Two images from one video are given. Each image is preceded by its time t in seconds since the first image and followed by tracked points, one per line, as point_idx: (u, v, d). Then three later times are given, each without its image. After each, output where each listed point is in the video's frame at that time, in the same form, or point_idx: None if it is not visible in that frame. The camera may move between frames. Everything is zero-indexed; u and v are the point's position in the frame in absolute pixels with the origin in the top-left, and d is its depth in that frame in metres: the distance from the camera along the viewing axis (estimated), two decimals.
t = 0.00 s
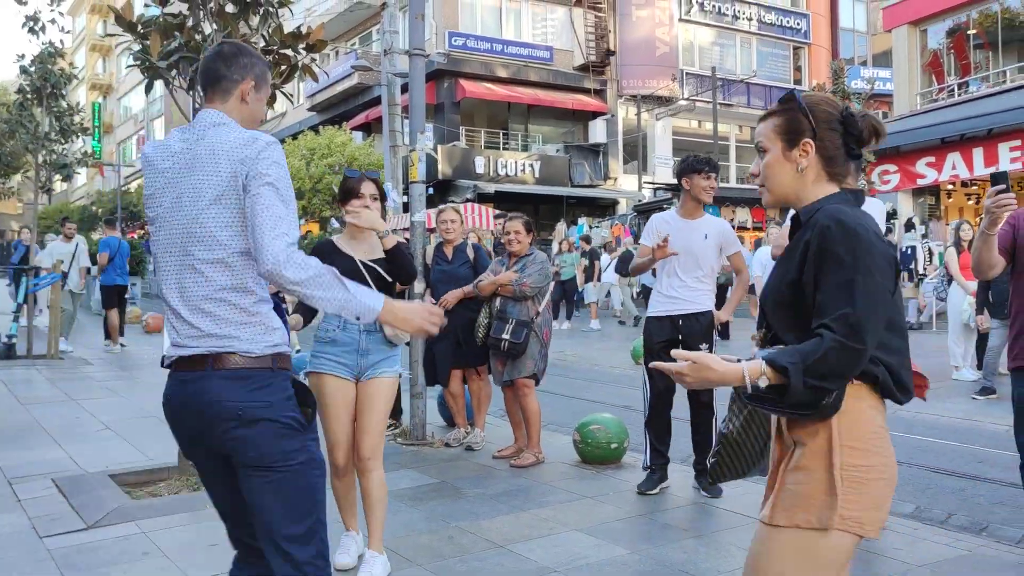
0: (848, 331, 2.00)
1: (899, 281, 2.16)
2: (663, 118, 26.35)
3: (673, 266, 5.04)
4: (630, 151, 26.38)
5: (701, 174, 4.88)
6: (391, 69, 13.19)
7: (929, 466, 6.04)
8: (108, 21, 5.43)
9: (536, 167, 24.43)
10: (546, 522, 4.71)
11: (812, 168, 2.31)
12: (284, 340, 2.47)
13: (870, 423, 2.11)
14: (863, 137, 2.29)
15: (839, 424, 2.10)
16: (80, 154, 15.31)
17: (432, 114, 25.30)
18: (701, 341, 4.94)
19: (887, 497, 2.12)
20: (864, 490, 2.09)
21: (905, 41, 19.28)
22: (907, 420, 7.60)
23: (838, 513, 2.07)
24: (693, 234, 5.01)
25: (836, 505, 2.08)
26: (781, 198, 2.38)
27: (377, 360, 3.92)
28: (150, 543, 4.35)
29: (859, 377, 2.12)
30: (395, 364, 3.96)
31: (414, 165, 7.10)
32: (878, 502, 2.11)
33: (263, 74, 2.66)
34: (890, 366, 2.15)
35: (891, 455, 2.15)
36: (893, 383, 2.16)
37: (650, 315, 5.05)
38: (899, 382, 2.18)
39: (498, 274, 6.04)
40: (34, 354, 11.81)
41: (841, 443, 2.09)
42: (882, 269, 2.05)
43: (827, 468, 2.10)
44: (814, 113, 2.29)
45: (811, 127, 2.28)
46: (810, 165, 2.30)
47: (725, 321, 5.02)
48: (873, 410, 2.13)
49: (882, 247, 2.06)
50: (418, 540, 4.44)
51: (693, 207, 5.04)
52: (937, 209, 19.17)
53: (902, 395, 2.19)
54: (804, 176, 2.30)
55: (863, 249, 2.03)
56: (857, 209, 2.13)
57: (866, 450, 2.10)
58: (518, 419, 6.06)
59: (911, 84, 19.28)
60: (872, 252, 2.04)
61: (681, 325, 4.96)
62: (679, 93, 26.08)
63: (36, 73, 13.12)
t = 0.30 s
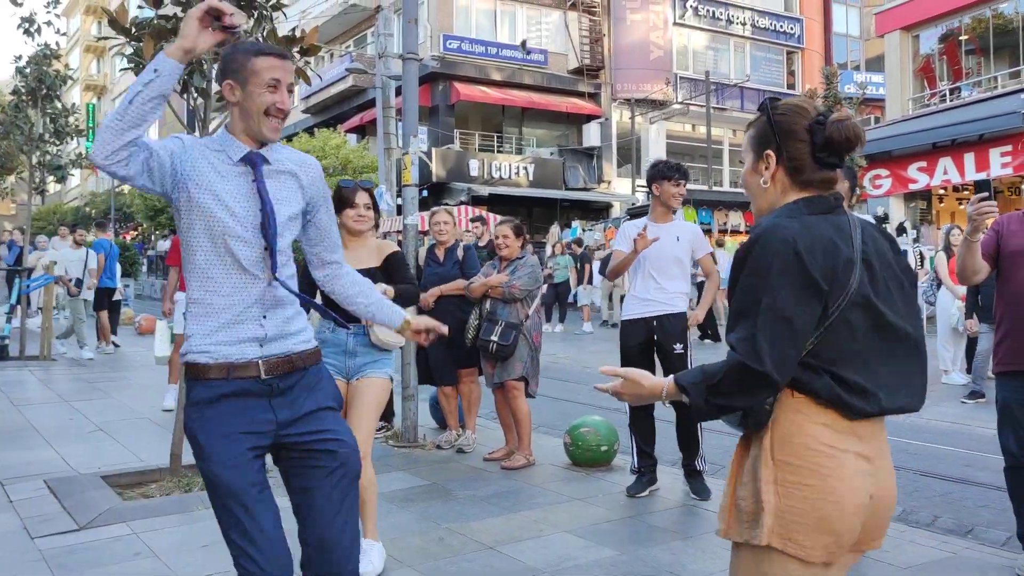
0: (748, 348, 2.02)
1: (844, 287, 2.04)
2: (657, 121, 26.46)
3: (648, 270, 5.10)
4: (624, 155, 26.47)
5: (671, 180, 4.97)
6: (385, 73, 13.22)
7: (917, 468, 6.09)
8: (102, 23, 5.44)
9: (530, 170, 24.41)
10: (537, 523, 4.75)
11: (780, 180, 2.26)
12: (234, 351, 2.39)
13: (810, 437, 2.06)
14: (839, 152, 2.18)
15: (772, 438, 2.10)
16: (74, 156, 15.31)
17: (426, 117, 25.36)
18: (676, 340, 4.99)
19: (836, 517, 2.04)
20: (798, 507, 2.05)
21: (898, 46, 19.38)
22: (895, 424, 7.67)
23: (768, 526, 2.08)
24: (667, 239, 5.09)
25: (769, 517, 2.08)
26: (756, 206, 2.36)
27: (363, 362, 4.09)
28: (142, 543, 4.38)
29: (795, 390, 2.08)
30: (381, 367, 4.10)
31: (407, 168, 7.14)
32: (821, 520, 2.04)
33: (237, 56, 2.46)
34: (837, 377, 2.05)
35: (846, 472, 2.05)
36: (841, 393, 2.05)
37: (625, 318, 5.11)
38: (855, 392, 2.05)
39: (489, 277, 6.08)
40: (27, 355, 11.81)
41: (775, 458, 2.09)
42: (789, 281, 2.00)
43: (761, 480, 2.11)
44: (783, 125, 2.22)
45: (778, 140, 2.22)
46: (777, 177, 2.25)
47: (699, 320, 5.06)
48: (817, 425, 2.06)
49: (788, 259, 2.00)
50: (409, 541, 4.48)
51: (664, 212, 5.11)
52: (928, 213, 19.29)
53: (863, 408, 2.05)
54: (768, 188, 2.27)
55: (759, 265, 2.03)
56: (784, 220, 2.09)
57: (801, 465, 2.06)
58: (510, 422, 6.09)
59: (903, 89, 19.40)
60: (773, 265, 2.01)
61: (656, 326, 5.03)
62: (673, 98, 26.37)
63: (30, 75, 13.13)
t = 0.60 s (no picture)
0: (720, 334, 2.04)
1: (854, 287, 2.04)
2: (648, 122, 26.49)
3: (630, 271, 5.14)
4: (614, 155, 26.52)
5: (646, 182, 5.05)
6: (374, 73, 13.21)
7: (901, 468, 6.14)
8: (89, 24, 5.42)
9: (520, 171, 24.46)
10: (523, 522, 4.79)
11: (800, 175, 2.29)
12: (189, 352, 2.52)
13: (816, 441, 2.05)
14: (862, 146, 2.19)
15: (780, 440, 2.11)
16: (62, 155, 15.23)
17: (416, 117, 25.35)
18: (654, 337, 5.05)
19: (843, 528, 2.02)
20: (801, 513, 2.05)
21: (886, 49, 19.49)
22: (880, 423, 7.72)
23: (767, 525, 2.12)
24: (645, 240, 5.17)
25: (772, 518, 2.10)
26: (776, 200, 2.40)
27: (367, 356, 4.14)
28: (127, 543, 4.38)
29: (804, 394, 2.09)
30: (385, 362, 4.15)
31: (395, 169, 7.17)
32: (826, 530, 2.03)
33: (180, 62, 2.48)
34: (847, 379, 2.03)
35: (857, 483, 2.03)
36: (849, 400, 2.02)
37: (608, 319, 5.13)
38: (867, 398, 2.02)
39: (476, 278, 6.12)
40: (14, 355, 11.75)
41: (782, 460, 2.10)
42: (792, 278, 2.02)
43: (768, 482, 2.13)
44: (806, 119, 2.24)
45: (801, 133, 2.25)
46: (799, 171, 2.28)
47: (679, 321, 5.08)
48: (828, 431, 2.04)
49: (797, 255, 2.02)
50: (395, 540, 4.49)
51: (640, 214, 5.19)
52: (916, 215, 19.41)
53: (875, 416, 2.02)
54: (788, 183, 2.30)
55: (763, 258, 2.04)
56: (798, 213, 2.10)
57: (807, 470, 2.05)
58: (496, 422, 6.11)
59: (892, 92, 19.51)
60: (774, 258, 2.03)
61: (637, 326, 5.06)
62: (663, 98, 26.34)
63: (17, 73, 13.05)
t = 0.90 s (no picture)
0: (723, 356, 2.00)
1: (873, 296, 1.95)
2: (634, 122, 26.59)
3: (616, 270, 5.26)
4: (601, 155, 26.64)
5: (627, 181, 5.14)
6: (362, 72, 13.26)
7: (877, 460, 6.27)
8: (76, 22, 5.46)
9: (508, 170, 24.53)
10: (506, 514, 4.87)
11: (803, 180, 2.20)
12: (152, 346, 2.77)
13: (862, 461, 1.92)
14: (867, 154, 2.09)
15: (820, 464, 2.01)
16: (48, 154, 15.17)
17: (404, 116, 25.40)
18: (642, 337, 5.19)
19: (902, 547, 1.90)
20: (855, 536, 1.93)
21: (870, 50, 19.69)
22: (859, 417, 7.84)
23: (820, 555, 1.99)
24: (632, 239, 5.28)
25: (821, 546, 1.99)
26: (785, 209, 2.30)
27: (395, 357, 4.24)
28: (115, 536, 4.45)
29: (836, 412, 1.98)
30: (412, 360, 4.27)
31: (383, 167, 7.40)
32: (882, 549, 1.91)
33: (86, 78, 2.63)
34: (876, 389, 1.93)
35: (909, 497, 1.90)
36: (880, 414, 1.91)
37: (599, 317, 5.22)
38: (899, 408, 1.91)
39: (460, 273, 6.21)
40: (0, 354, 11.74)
41: (829, 489, 1.97)
42: (795, 291, 1.96)
43: (814, 510, 2.02)
44: (815, 123, 2.15)
45: (809, 140, 2.16)
46: (802, 177, 2.20)
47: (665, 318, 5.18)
48: (863, 445, 1.94)
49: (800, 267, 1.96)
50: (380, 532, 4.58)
51: (624, 214, 5.30)
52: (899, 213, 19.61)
53: (915, 422, 1.90)
54: (791, 189, 2.22)
55: (764, 273, 1.99)
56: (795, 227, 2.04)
57: (855, 494, 1.92)
58: (480, 416, 6.22)
59: (875, 92, 19.70)
60: (781, 272, 1.97)
61: (625, 325, 5.19)
62: (650, 98, 26.51)
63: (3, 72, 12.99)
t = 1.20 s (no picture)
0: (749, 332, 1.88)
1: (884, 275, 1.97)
2: (622, 120, 26.64)
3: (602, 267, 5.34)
4: (590, 153, 26.71)
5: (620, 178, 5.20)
6: (349, 70, 13.30)
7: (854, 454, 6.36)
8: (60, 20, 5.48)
9: (496, 168, 24.59)
10: (487, 508, 4.94)
11: (793, 179, 2.18)
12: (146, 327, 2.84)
13: (882, 442, 1.95)
14: (844, 139, 2.08)
15: (836, 447, 2.00)
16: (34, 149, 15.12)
17: (393, 113, 25.41)
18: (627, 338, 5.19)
19: (920, 526, 1.93)
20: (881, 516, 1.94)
21: (856, 49, 19.81)
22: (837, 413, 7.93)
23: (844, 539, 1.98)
24: (622, 236, 5.33)
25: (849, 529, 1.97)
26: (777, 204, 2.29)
27: (399, 351, 4.34)
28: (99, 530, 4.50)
29: (848, 392, 1.99)
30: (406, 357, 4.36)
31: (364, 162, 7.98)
32: (907, 527, 1.93)
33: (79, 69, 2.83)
34: (892, 369, 1.95)
35: (923, 474, 1.95)
36: (900, 393, 1.94)
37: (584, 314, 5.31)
38: (915, 383, 1.95)
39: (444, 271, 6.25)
40: None
41: (849, 473, 1.97)
42: (813, 267, 1.94)
43: (833, 495, 2.00)
44: (785, 116, 2.12)
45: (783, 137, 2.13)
46: (791, 177, 2.18)
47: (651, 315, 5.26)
48: (884, 425, 1.96)
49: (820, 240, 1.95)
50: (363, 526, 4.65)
51: (618, 210, 5.36)
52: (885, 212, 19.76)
53: (929, 399, 1.95)
54: (781, 187, 2.20)
55: (787, 248, 1.93)
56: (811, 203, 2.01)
57: (879, 476, 1.94)
58: (464, 412, 6.27)
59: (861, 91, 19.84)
60: (798, 246, 1.93)
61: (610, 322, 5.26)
62: (638, 97, 26.60)
63: None
